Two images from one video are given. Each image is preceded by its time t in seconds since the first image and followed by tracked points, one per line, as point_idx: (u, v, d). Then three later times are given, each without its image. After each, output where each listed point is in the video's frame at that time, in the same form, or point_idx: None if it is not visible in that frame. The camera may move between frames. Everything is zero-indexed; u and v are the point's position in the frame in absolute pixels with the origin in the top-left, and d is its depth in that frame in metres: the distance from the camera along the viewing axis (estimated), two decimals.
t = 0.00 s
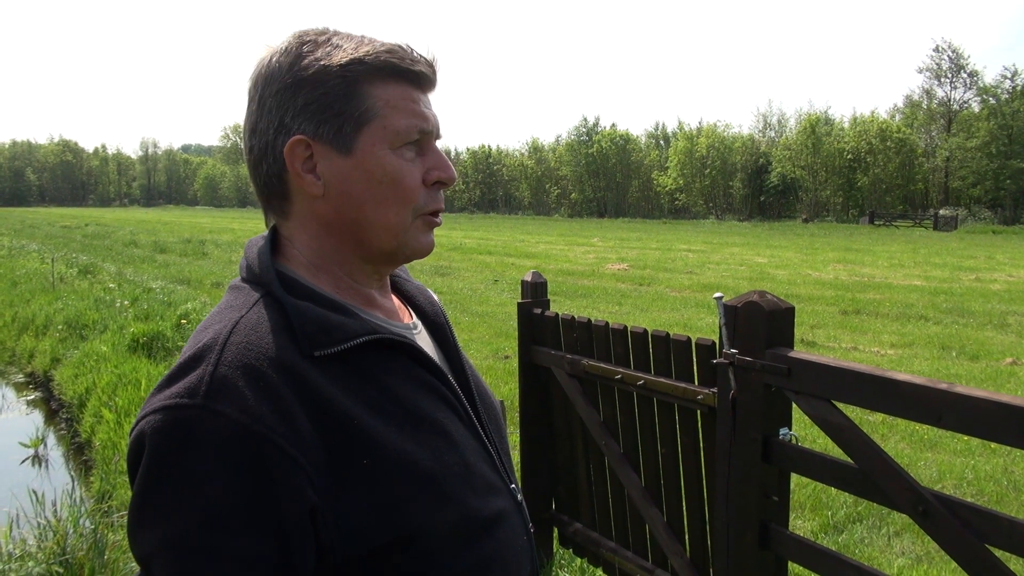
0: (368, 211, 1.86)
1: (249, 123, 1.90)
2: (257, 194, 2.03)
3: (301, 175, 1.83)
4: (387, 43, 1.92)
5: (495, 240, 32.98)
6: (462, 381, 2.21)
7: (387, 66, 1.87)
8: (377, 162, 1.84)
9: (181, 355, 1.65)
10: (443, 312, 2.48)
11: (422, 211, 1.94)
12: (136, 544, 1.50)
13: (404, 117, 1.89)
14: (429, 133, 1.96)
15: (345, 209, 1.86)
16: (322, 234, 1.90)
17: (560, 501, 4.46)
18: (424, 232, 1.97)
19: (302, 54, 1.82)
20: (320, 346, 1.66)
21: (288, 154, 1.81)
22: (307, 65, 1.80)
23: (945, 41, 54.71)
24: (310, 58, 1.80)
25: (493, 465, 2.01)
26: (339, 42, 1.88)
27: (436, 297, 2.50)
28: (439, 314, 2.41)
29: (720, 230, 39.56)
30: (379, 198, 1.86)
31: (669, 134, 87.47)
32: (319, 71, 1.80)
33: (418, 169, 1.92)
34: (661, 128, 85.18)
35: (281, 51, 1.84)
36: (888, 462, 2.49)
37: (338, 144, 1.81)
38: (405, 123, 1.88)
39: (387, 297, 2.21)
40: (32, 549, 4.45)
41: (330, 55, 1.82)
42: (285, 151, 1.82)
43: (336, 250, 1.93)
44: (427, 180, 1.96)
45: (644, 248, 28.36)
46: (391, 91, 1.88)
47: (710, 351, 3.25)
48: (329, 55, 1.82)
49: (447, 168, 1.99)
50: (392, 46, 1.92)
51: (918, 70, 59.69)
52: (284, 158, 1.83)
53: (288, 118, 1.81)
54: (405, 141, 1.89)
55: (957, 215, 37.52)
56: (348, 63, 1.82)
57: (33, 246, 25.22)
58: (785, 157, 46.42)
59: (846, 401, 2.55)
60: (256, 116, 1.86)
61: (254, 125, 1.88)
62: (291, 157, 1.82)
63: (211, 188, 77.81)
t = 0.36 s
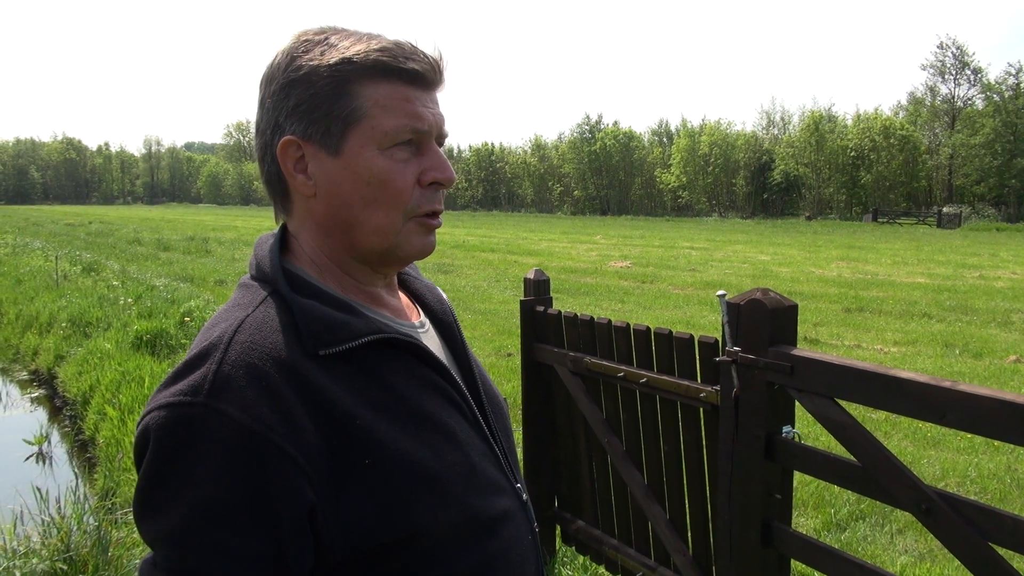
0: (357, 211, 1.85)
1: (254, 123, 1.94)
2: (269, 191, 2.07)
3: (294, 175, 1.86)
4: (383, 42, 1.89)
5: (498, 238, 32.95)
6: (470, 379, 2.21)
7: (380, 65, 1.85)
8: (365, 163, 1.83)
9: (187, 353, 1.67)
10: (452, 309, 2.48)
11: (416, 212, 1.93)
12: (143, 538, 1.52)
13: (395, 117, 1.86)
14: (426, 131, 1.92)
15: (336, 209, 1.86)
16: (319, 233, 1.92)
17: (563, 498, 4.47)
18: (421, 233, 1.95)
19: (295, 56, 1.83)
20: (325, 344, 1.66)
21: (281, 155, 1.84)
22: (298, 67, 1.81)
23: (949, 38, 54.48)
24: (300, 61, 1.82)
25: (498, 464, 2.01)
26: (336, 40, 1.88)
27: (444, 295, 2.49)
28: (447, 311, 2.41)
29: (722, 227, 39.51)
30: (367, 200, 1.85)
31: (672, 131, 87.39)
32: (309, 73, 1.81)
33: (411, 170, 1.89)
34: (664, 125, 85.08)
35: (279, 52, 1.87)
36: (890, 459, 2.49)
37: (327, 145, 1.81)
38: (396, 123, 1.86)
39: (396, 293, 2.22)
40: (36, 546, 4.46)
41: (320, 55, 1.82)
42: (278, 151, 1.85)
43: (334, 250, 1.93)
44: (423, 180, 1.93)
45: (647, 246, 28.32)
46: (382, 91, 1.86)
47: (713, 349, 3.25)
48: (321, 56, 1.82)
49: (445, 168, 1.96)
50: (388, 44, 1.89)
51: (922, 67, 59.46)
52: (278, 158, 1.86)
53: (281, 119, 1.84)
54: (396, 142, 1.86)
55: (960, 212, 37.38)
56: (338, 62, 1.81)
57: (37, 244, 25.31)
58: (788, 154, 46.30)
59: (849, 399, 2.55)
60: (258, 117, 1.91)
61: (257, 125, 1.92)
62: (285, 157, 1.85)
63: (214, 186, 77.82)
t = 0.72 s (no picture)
0: (341, 219, 1.86)
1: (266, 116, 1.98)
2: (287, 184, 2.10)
3: (288, 178, 1.89)
4: (379, 47, 1.82)
5: (500, 236, 32.95)
6: (478, 379, 2.20)
7: (368, 74, 1.79)
8: (346, 174, 1.81)
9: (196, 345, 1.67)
10: (461, 308, 2.46)
11: (402, 225, 1.90)
12: (148, 526, 1.52)
13: (380, 130, 1.81)
14: (416, 144, 1.87)
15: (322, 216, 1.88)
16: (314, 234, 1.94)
17: (565, 497, 4.46)
18: (407, 247, 1.93)
19: (291, 60, 1.82)
20: (335, 340, 1.65)
21: (275, 157, 1.88)
22: (291, 72, 1.81)
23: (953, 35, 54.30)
24: (294, 66, 1.81)
25: (505, 463, 2.00)
26: (334, 43, 1.83)
27: (454, 294, 2.48)
28: (456, 310, 2.39)
29: (725, 226, 39.49)
30: (349, 211, 1.85)
31: (675, 129, 87.28)
32: (298, 79, 1.80)
33: (396, 184, 1.86)
34: (667, 124, 84.99)
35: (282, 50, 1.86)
36: (895, 457, 2.48)
37: (315, 153, 1.81)
38: (380, 137, 1.81)
39: (405, 292, 2.21)
40: (40, 544, 4.46)
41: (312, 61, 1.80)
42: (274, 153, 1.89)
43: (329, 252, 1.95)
44: (410, 195, 1.89)
45: (650, 244, 28.29)
46: (369, 102, 1.81)
47: (717, 347, 3.24)
48: (314, 62, 1.80)
49: (434, 183, 1.91)
50: (383, 50, 1.83)
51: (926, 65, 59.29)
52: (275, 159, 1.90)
53: (277, 122, 1.86)
54: (381, 153, 1.83)
55: (964, 210, 37.29)
56: (329, 69, 1.78)
57: (40, 242, 25.36)
58: (791, 152, 46.20)
59: (853, 398, 2.54)
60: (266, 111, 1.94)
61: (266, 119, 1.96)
62: (280, 160, 1.88)
63: (216, 185, 77.80)
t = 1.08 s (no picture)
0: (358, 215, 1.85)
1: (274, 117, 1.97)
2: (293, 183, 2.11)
3: (300, 174, 1.87)
4: (396, 44, 1.84)
5: (501, 234, 32.92)
6: (479, 380, 2.19)
7: (385, 70, 1.80)
8: (365, 169, 1.81)
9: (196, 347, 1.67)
10: (467, 309, 2.45)
11: (417, 222, 1.90)
12: (144, 528, 1.54)
13: (398, 126, 1.82)
14: (432, 140, 1.88)
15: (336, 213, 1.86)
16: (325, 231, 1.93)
17: (565, 494, 4.47)
18: (422, 243, 1.92)
19: (305, 56, 1.83)
20: (330, 345, 1.65)
21: (287, 153, 1.86)
22: (307, 66, 1.81)
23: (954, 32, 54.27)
24: (310, 59, 1.81)
25: (505, 466, 2.00)
26: (350, 38, 1.85)
27: (461, 295, 2.47)
28: (462, 311, 2.38)
29: (726, 223, 39.46)
30: (367, 207, 1.84)
31: (675, 126, 87.25)
32: (313, 73, 1.80)
33: (413, 180, 1.86)
34: (667, 121, 84.95)
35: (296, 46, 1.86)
36: (895, 453, 2.48)
37: (329, 148, 1.81)
38: (399, 132, 1.82)
39: (411, 293, 2.20)
40: (42, 542, 4.47)
41: (330, 55, 1.81)
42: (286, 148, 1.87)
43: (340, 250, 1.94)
44: (425, 189, 1.89)
45: (650, 241, 28.29)
46: (387, 96, 1.82)
47: (717, 345, 3.23)
48: (330, 56, 1.81)
49: (450, 179, 1.93)
50: (399, 47, 1.85)
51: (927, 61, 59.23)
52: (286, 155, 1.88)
53: (289, 118, 1.85)
54: (398, 149, 1.83)
55: (965, 207, 37.25)
56: (346, 64, 1.79)
57: (41, 241, 25.37)
58: (792, 149, 46.14)
59: (853, 394, 2.54)
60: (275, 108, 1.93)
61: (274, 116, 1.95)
62: (291, 157, 1.87)
63: (217, 183, 77.78)
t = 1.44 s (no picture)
0: (366, 203, 1.84)
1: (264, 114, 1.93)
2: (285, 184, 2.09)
3: (303, 166, 1.84)
4: (398, 34, 1.88)
5: (500, 231, 32.91)
6: (478, 378, 2.19)
7: (394, 58, 1.84)
8: (376, 156, 1.81)
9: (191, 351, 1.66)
10: (462, 307, 2.44)
11: (424, 209, 1.90)
12: (144, 535, 1.53)
13: (406, 112, 1.84)
14: (436, 127, 1.91)
15: (343, 202, 1.84)
16: (325, 226, 1.90)
17: (565, 492, 4.46)
18: (426, 231, 1.93)
19: (306, 46, 1.82)
20: (328, 345, 1.65)
21: (289, 145, 1.83)
22: (311, 55, 1.80)
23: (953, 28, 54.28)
24: (314, 48, 1.81)
25: (503, 464, 1.99)
26: (351, 30, 1.87)
27: (455, 293, 2.46)
28: (457, 309, 2.38)
29: (725, 220, 39.45)
30: (377, 193, 1.83)
31: (673, 123, 87.21)
32: (318, 62, 1.79)
33: (421, 167, 1.87)
34: (666, 118, 84.89)
35: (291, 40, 1.85)
36: (895, 450, 2.48)
37: (338, 137, 1.80)
38: (408, 119, 1.84)
39: (403, 291, 2.19)
40: (41, 541, 4.46)
41: (334, 45, 1.82)
42: (287, 141, 1.84)
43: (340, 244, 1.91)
44: (432, 177, 1.90)
45: (649, 239, 28.34)
46: (394, 85, 1.84)
47: (717, 342, 3.23)
48: (335, 46, 1.81)
49: (456, 166, 1.95)
50: (402, 38, 1.89)
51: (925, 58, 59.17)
52: (287, 148, 1.85)
53: (290, 110, 1.83)
54: (408, 136, 1.85)
55: (963, 204, 37.26)
56: (353, 52, 1.81)
57: (39, 240, 25.36)
58: (790, 146, 46.09)
59: (852, 392, 2.54)
60: (266, 104, 1.90)
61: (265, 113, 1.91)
62: (293, 148, 1.84)
63: (215, 182, 77.69)
